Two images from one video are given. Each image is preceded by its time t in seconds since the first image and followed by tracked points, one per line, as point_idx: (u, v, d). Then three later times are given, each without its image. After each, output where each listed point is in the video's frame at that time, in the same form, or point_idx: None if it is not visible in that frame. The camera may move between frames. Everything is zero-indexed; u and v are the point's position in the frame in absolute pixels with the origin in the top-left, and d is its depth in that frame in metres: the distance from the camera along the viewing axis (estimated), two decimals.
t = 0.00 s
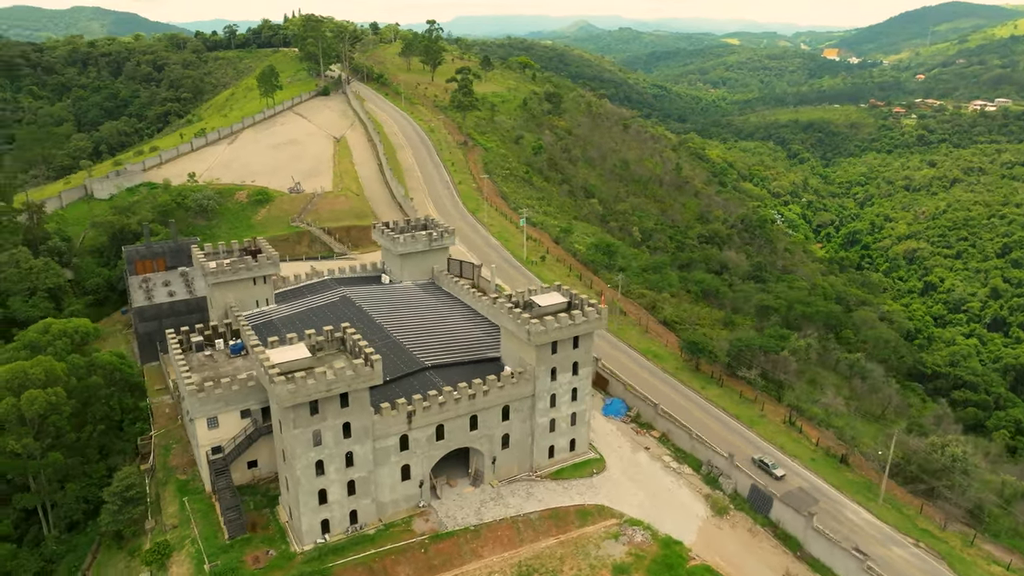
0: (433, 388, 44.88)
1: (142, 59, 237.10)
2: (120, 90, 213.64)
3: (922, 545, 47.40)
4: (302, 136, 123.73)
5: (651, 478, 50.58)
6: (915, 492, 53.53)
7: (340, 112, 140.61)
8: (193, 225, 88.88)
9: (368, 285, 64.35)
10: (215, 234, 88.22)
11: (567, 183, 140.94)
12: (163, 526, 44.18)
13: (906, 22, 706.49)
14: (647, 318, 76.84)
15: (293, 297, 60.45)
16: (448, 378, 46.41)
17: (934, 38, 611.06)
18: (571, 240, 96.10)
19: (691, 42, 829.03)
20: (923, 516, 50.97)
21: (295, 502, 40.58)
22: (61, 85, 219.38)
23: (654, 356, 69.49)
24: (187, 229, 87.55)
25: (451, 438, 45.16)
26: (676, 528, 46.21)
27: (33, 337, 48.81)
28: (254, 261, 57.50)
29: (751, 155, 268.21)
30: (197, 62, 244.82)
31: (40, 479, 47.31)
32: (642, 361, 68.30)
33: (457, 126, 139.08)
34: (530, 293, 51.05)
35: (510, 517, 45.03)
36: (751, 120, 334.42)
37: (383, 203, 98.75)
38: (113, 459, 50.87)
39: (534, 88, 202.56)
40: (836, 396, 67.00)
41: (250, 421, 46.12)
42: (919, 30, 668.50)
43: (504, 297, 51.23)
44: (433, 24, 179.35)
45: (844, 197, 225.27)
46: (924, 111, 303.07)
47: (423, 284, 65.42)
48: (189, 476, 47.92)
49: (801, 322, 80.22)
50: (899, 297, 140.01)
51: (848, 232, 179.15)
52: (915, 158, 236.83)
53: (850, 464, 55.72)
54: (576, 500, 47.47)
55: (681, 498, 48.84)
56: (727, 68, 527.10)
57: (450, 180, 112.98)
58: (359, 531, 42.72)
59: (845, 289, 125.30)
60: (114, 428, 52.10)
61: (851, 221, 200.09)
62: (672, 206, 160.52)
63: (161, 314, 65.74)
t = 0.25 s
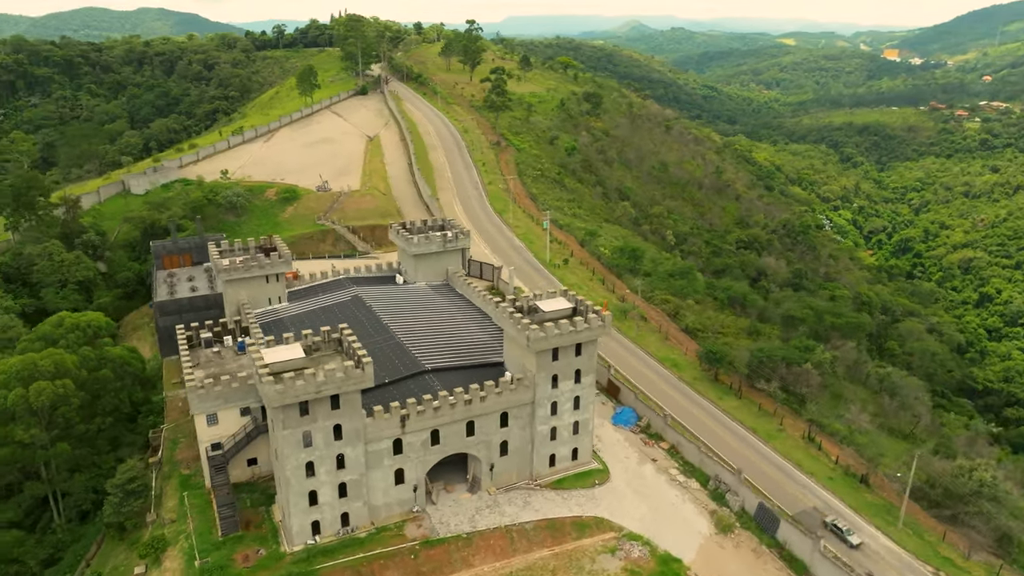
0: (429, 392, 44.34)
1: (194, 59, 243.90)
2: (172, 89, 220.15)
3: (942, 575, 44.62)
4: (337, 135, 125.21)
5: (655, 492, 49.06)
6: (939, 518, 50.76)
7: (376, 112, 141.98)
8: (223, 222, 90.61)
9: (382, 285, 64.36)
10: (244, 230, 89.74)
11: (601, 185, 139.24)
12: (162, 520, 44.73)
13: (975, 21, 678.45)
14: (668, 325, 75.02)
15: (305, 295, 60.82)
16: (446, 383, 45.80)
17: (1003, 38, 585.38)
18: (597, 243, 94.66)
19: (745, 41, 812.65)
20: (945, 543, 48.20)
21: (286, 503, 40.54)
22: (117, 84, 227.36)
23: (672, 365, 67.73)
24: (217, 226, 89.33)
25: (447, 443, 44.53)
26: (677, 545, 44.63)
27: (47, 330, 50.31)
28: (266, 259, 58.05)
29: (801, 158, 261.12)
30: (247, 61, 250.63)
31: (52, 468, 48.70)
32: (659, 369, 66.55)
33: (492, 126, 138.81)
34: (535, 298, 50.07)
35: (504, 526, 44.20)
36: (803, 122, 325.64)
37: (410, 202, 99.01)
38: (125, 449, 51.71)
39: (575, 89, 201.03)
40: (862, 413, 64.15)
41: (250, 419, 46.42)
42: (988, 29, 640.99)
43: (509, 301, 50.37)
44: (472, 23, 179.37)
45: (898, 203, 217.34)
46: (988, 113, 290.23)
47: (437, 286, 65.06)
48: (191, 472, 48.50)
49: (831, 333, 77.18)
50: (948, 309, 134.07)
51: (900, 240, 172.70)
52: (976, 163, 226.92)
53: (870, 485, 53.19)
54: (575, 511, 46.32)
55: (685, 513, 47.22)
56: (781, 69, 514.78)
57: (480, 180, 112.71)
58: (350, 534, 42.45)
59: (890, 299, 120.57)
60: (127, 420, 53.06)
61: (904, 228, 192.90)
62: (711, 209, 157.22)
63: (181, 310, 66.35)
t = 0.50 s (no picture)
0: (425, 395, 43.88)
1: (240, 58, 249.03)
2: (217, 87, 225.08)
3: None
4: (368, 134, 126.26)
5: (659, 504, 47.71)
6: (961, 543, 48.21)
7: (408, 112, 142.86)
8: (250, 219, 91.99)
9: (395, 285, 64.27)
10: (270, 227, 90.92)
11: (633, 187, 137.21)
12: (162, 514, 45.28)
13: None
14: (688, 332, 73.23)
15: (318, 294, 61.11)
16: (445, 386, 45.28)
17: None
18: (622, 245, 93.09)
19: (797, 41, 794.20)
20: (966, 570, 45.67)
21: (278, 502, 40.55)
22: (166, 82, 233.62)
23: (689, 373, 66.03)
24: (244, 223, 90.75)
25: (443, 448, 43.97)
26: (676, 561, 43.25)
27: (63, 325, 52.13)
28: (278, 257, 58.57)
29: (849, 161, 253.60)
30: (290, 61, 254.98)
31: (62, 459, 49.61)
32: (676, 377, 64.94)
33: (524, 127, 138.15)
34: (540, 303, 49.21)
35: (499, 534, 43.44)
36: (854, 124, 316.27)
37: (435, 202, 98.97)
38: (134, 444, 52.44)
39: (612, 89, 198.80)
40: (888, 429, 61.42)
41: (251, 416, 46.63)
42: None
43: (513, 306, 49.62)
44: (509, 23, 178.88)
45: (951, 209, 209.27)
46: None
47: (449, 288, 64.69)
48: (194, 467, 49.00)
49: (860, 345, 74.28)
50: (999, 321, 128.33)
51: (951, 248, 166.18)
52: None
53: (889, 505, 50.81)
54: (573, 521, 45.31)
55: (687, 529, 45.75)
56: (833, 70, 501.34)
57: (507, 181, 112.21)
58: (343, 536, 42.23)
59: (934, 310, 115.90)
60: (139, 414, 53.77)
61: (957, 236, 185.63)
62: (748, 213, 153.69)
63: (200, 305, 67.24)
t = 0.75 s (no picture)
0: (423, 399, 43.42)
1: (286, 57, 253.28)
2: (263, 86, 229.40)
3: None
4: (400, 133, 127.04)
5: (662, 517, 46.31)
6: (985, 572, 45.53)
7: (443, 111, 143.35)
8: (279, 216, 93.34)
9: (409, 286, 64.18)
10: (297, 225, 92.02)
11: (667, 190, 134.78)
12: (164, 507, 45.96)
13: None
14: (709, 340, 71.37)
15: (332, 293, 61.50)
16: (445, 390, 44.77)
17: None
18: (648, 249, 91.34)
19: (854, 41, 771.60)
20: None
21: (272, 501, 40.61)
22: (214, 81, 239.18)
23: (708, 383, 64.21)
24: (272, 221, 92.09)
25: (440, 453, 43.45)
26: None
27: (80, 320, 53.67)
28: (292, 255, 58.89)
29: (903, 165, 244.77)
30: (335, 60, 258.39)
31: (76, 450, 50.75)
32: (693, 387, 63.24)
33: (558, 127, 137.09)
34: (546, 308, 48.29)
35: (493, 541, 42.73)
36: (910, 126, 305.18)
37: (461, 202, 98.78)
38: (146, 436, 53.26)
39: (653, 90, 195.80)
40: (915, 447, 58.67)
41: (254, 414, 46.99)
42: None
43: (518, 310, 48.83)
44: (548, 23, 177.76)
45: (1012, 217, 199.88)
46: None
47: (463, 290, 64.28)
48: (199, 462, 49.61)
49: (893, 358, 71.16)
50: None
51: (1010, 258, 158.72)
52: None
53: (909, 528, 48.34)
54: (571, 532, 44.31)
55: (690, 544, 44.27)
56: (891, 71, 485.14)
57: (536, 182, 111.46)
58: (336, 537, 42.08)
59: (984, 322, 110.66)
60: (153, 407, 54.71)
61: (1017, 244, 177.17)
62: (789, 218, 149.52)
63: (221, 301, 65.67)
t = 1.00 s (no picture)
0: (422, 402, 43.02)
1: (332, 57, 257.21)
2: (309, 85, 233.44)
3: None
4: (434, 132, 127.52)
5: (666, 531, 44.91)
6: None
7: (479, 111, 143.55)
8: (308, 214, 94.52)
9: (425, 287, 64.02)
10: (325, 222, 92.97)
11: (704, 194, 131.99)
12: (170, 499, 46.64)
13: None
14: (733, 349, 69.38)
15: (347, 293, 61.85)
16: (445, 393, 44.27)
17: None
18: (676, 253, 89.40)
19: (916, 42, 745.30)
20: None
21: (267, 499, 40.74)
22: (263, 80, 244.50)
23: (727, 393, 62.29)
24: (301, 218, 93.29)
25: (437, 457, 42.95)
26: None
27: (99, 312, 54.77)
28: (307, 253, 59.27)
29: (962, 171, 234.83)
30: (380, 60, 261.34)
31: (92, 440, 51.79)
32: (712, 397, 61.45)
33: (593, 128, 135.60)
34: (553, 313, 47.38)
35: (488, 549, 42.05)
36: (972, 130, 292.66)
37: (489, 202, 98.36)
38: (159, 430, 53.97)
39: (696, 91, 192.27)
40: (944, 469, 55.79)
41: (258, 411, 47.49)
42: None
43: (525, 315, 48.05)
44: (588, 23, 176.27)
45: None
46: None
47: (479, 291, 63.85)
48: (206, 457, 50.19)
49: (927, 374, 68.01)
50: None
51: None
52: None
53: (929, 554, 45.89)
54: (569, 542, 43.32)
55: (692, 561, 42.80)
56: (955, 72, 466.34)
57: (567, 184, 110.47)
58: (332, 538, 41.97)
59: None
60: (168, 400, 55.52)
61: None
62: (833, 223, 144.78)
63: (243, 297, 66.38)
